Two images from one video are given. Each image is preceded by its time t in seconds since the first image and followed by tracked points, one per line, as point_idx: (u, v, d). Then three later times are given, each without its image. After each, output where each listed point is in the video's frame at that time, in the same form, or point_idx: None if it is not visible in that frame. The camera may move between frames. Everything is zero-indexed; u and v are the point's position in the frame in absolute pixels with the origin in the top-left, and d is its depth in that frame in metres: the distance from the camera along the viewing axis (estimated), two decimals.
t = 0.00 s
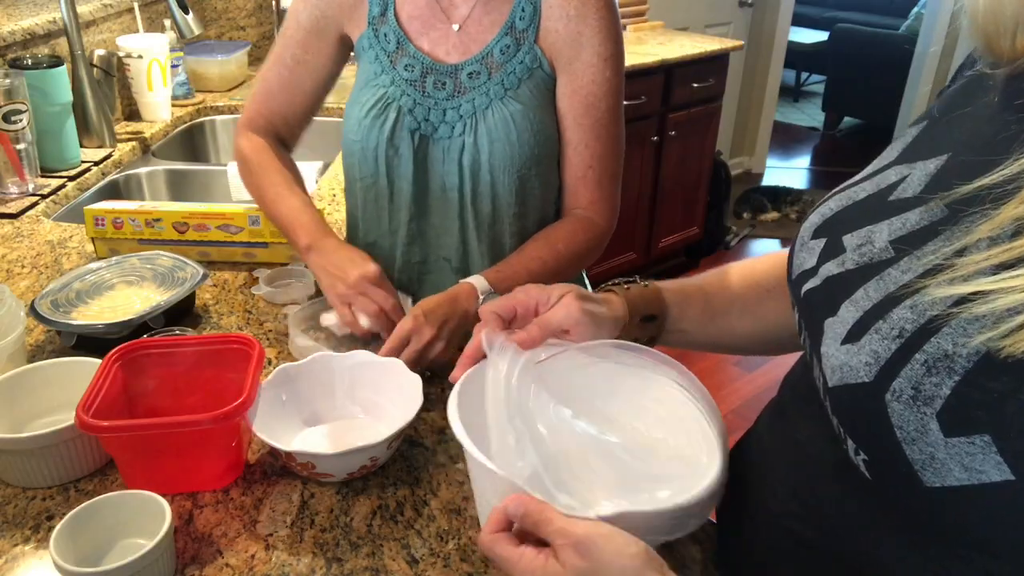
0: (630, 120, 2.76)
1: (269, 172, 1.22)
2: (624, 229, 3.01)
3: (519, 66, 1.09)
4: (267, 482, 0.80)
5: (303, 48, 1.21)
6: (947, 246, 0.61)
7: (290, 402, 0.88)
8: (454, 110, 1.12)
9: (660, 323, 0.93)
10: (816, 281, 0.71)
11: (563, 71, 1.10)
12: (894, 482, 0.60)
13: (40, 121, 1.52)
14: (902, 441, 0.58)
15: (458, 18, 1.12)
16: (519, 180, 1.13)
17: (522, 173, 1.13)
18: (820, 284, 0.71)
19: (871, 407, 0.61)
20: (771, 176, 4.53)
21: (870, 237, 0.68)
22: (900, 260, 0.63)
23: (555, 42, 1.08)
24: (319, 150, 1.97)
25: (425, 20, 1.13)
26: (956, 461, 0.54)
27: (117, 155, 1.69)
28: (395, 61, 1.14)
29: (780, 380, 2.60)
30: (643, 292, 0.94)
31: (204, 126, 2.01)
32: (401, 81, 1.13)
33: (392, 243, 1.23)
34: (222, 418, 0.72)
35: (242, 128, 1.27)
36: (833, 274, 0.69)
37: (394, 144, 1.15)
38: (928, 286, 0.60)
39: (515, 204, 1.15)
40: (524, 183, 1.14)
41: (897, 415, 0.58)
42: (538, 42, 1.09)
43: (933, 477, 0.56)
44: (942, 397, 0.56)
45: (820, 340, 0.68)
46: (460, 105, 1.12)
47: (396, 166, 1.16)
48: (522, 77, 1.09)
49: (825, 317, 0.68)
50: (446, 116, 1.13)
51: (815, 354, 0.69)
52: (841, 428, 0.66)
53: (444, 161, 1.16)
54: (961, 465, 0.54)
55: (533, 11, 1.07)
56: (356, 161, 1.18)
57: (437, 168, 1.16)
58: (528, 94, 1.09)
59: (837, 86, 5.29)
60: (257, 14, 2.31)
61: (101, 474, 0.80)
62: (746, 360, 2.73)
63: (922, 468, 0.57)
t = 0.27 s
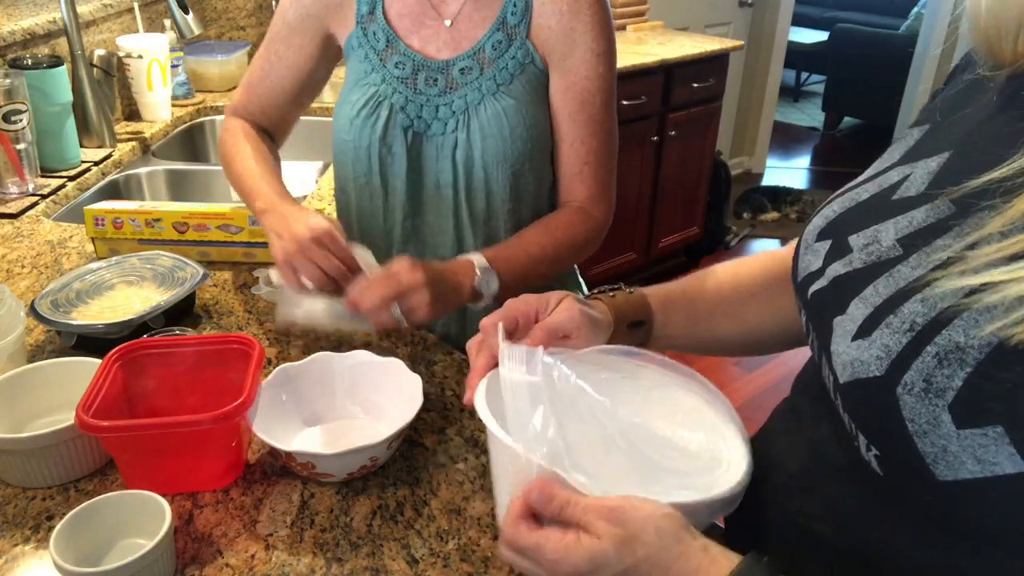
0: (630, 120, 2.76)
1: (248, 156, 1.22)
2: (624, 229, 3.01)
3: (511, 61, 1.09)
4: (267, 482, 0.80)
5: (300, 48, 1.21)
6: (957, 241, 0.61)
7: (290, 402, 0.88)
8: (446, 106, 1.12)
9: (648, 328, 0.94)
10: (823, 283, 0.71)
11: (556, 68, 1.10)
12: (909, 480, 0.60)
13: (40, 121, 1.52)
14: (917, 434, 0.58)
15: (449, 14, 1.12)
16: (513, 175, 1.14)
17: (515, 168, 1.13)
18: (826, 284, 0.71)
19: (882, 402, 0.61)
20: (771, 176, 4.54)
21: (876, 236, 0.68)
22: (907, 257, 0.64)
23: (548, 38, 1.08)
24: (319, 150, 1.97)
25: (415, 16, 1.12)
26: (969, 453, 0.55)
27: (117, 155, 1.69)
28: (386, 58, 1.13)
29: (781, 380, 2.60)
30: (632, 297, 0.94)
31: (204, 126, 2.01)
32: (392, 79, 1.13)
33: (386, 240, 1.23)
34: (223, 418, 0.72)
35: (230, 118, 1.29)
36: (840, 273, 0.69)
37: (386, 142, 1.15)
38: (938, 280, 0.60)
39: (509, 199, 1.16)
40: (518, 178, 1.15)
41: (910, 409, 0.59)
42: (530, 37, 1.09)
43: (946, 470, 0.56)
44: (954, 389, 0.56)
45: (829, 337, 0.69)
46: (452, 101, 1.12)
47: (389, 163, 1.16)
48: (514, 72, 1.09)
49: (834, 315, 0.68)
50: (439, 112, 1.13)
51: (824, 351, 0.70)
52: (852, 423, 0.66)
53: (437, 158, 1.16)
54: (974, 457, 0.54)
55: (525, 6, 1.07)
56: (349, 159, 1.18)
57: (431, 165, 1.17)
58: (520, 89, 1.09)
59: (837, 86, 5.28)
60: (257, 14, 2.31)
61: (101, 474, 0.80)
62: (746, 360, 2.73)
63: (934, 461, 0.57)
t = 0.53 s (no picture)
0: (630, 120, 2.76)
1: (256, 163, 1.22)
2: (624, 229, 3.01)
3: (497, 57, 1.09)
4: (267, 482, 0.80)
5: (297, 47, 1.22)
6: (952, 233, 0.61)
7: (291, 402, 0.88)
8: (433, 102, 1.12)
9: (652, 324, 0.91)
10: (821, 280, 0.71)
11: (543, 64, 1.09)
12: (909, 473, 0.60)
13: (40, 121, 1.52)
14: (917, 425, 0.58)
15: (436, 11, 1.13)
16: (499, 170, 1.14)
17: (502, 163, 1.13)
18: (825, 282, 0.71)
19: (882, 395, 0.61)
20: (771, 176, 4.53)
21: (873, 232, 0.68)
22: (904, 252, 0.64)
23: (535, 33, 1.07)
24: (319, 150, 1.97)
25: (403, 14, 1.13)
26: (969, 443, 0.54)
27: (117, 155, 1.69)
28: (373, 56, 1.14)
29: (781, 380, 2.60)
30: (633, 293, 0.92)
31: (204, 126, 2.01)
32: (379, 76, 1.13)
33: (381, 237, 1.24)
34: (222, 418, 0.72)
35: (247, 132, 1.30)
36: (838, 271, 0.69)
37: (374, 139, 1.15)
38: (935, 271, 0.60)
39: (497, 195, 1.16)
40: (504, 172, 1.15)
41: (908, 400, 0.58)
42: (516, 32, 1.08)
43: (946, 462, 0.56)
44: (952, 379, 0.55)
45: (828, 334, 0.68)
46: (438, 96, 1.12)
47: (378, 161, 1.17)
48: (500, 67, 1.09)
49: (833, 312, 0.68)
50: (426, 108, 1.13)
51: (823, 347, 0.70)
52: (853, 419, 0.66)
53: (425, 154, 1.16)
54: (974, 447, 0.53)
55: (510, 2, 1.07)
56: (339, 156, 1.19)
57: (420, 161, 1.17)
58: (507, 83, 1.09)
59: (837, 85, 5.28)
60: (257, 14, 2.31)
61: (101, 474, 0.80)
62: (747, 359, 2.73)
63: (935, 453, 0.57)
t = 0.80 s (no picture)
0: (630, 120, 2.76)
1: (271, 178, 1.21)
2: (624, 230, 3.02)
3: (488, 50, 1.08)
4: (267, 482, 0.80)
5: (296, 48, 1.22)
6: (931, 222, 0.61)
7: (291, 402, 0.88)
8: (427, 98, 1.12)
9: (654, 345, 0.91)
10: (811, 277, 0.72)
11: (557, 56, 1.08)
12: (894, 462, 0.60)
13: (39, 121, 1.52)
14: (896, 410, 0.59)
15: (428, 9, 1.12)
16: (495, 163, 1.14)
17: (497, 156, 1.13)
18: (814, 279, 0.72)
19: (863, 383, 0.62)
20: (771, 176, 4.53)
21: (860, 227, 0.68)
22: (887, 244, 0.64)
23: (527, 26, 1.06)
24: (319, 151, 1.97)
25: (394, 14, 1.13)
26: (947, 425, 0.54)
27: (117, 155, 1.69)
28: (365, 56, 1.13)
29: (780, 381, 2.60)
30: (632, 314, 0.91)
31: (204, 126, 2.01)
32: (372, 76, 1.13)
33: (377, 237, 1.23)
34: (222, 418, 0.72)
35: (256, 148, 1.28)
36: (827, 267, 0.70)
37: (371, 138, 1.15)
38: (914, 260, 0.60)
39: (494, 189, 1.15)
40: (501, 165, 1.14)
41: (889, 385, 0.59)
42: (506, 24, 1.08)
43: (927, 444, 0.56)
44: (927, 362, 0.56)
45: (816, 327, 0.69)
46: (432, 92, 1.11)
47: (374, 160, 1.17)
48: (493, 60, 1.09)
49: (821, 305, 0.69)
50: (420, 104, 1.12)
51: (811, 340, 0.71)
52: (840, 409, 0.66)
53: (420, 150, 1.16)
54: (952, 429, 0.53)
55: None
56: (336, 155, 1.19)
57: (416, 159, 1.17)
58: (501, 76, 1.09)
59: (837, 85, 5.28)
60: (257, 14, 2.32)
61: (101, 474, 0.80)
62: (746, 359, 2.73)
63: (915, 436, 0.57)
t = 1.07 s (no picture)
0: (630, 120, 2.76)
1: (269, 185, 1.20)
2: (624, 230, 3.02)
3: (495, 44, 1.09)
4: (267, 482, 0.80)
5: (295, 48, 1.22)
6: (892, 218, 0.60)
7: (291, 403, 0.88)
8: (436, 95, 1.12)
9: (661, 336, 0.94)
10: (784, 272, 0.71)
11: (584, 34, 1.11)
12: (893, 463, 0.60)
13: (40, 121, 1.52)
14: (844, 398, 0.57)
15: (434, 8, 1.13)
16: (507, 156, 1.14)
17: (508, 150, 1.13)
18: (786, 275, 0.70)
19: (814, 373, 0.61)
20: (771, 176, 4.54)
21: (829, 223, 0.67)
22: (852, 240, 0.63)
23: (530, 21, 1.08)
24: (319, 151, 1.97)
25: (399, 15, 1.14)
26: (891, 414, 0.51)
27: (117, 155, 1.69)
28: (372, 56, 1.14)
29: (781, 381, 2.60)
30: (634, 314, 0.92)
31: (205, 126, 2.01)
32: (380, 75, 1.13)
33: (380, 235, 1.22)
34: (222, 418, 0.72)
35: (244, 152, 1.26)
36: (796, 263, 0.69)
37: (379, 136, 1.15)
38: (872, 252, 0.59)
39: (506, 182, 1.15)
40: (512, 158, 1.15)
41: (838, 374, 0.58)
42: (511, 18, 1.09)
43: (875, 432, 0.53)
44: (872, 352, 0.54)
45: (783, 323, 0.68)
46: (441, 89, 1.12)
47: (383, 158, 1.16)
48: (500, 54, 1.09)
49: (787, 300, 0.68)
50: (430, 101, 1.13)
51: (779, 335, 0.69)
52: (800, 404, 0.63)
53: (431, 147, 1.15)
54: (897, 418, 0.51)
55: None
56: (341, 155, 1.18)
57: (425, 155, 1.16)
58: (509, 69, 1.10)
59: (837, 85, 5.28)
60: (257, 14, 2.32)
61: (101, 474, 0.80)
62: (746, 360, 2.73)
63: (864, 424, 0.54)
